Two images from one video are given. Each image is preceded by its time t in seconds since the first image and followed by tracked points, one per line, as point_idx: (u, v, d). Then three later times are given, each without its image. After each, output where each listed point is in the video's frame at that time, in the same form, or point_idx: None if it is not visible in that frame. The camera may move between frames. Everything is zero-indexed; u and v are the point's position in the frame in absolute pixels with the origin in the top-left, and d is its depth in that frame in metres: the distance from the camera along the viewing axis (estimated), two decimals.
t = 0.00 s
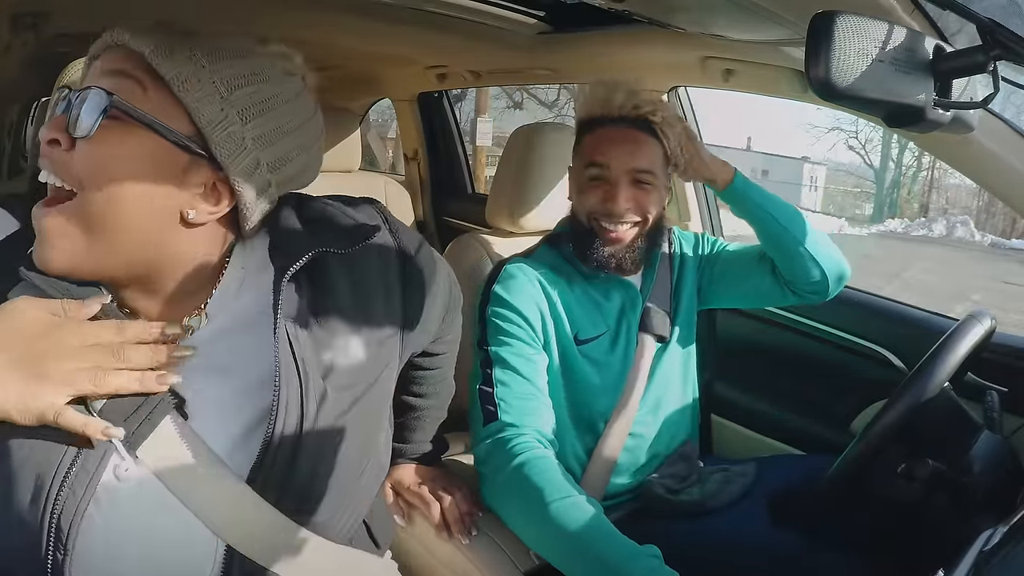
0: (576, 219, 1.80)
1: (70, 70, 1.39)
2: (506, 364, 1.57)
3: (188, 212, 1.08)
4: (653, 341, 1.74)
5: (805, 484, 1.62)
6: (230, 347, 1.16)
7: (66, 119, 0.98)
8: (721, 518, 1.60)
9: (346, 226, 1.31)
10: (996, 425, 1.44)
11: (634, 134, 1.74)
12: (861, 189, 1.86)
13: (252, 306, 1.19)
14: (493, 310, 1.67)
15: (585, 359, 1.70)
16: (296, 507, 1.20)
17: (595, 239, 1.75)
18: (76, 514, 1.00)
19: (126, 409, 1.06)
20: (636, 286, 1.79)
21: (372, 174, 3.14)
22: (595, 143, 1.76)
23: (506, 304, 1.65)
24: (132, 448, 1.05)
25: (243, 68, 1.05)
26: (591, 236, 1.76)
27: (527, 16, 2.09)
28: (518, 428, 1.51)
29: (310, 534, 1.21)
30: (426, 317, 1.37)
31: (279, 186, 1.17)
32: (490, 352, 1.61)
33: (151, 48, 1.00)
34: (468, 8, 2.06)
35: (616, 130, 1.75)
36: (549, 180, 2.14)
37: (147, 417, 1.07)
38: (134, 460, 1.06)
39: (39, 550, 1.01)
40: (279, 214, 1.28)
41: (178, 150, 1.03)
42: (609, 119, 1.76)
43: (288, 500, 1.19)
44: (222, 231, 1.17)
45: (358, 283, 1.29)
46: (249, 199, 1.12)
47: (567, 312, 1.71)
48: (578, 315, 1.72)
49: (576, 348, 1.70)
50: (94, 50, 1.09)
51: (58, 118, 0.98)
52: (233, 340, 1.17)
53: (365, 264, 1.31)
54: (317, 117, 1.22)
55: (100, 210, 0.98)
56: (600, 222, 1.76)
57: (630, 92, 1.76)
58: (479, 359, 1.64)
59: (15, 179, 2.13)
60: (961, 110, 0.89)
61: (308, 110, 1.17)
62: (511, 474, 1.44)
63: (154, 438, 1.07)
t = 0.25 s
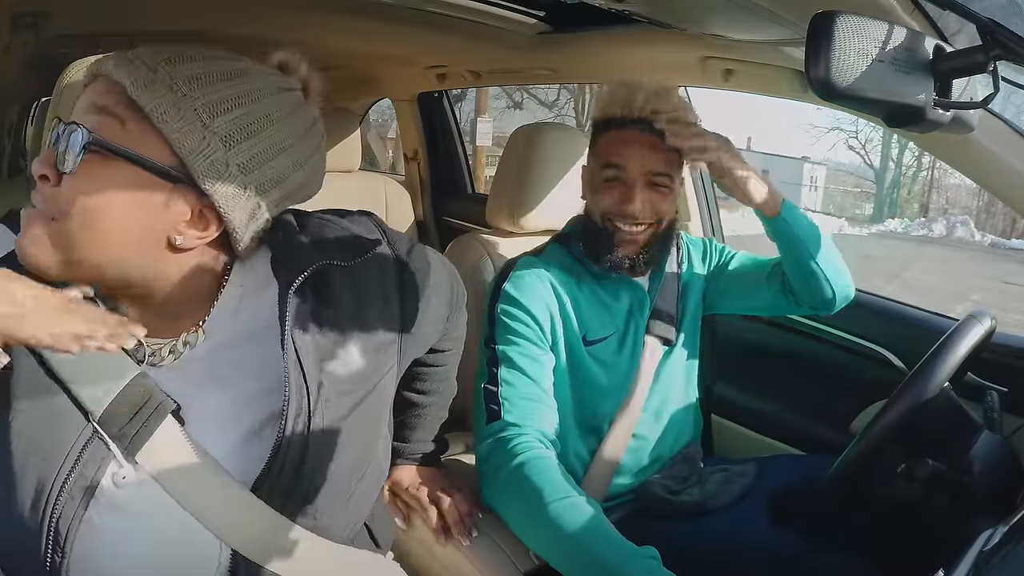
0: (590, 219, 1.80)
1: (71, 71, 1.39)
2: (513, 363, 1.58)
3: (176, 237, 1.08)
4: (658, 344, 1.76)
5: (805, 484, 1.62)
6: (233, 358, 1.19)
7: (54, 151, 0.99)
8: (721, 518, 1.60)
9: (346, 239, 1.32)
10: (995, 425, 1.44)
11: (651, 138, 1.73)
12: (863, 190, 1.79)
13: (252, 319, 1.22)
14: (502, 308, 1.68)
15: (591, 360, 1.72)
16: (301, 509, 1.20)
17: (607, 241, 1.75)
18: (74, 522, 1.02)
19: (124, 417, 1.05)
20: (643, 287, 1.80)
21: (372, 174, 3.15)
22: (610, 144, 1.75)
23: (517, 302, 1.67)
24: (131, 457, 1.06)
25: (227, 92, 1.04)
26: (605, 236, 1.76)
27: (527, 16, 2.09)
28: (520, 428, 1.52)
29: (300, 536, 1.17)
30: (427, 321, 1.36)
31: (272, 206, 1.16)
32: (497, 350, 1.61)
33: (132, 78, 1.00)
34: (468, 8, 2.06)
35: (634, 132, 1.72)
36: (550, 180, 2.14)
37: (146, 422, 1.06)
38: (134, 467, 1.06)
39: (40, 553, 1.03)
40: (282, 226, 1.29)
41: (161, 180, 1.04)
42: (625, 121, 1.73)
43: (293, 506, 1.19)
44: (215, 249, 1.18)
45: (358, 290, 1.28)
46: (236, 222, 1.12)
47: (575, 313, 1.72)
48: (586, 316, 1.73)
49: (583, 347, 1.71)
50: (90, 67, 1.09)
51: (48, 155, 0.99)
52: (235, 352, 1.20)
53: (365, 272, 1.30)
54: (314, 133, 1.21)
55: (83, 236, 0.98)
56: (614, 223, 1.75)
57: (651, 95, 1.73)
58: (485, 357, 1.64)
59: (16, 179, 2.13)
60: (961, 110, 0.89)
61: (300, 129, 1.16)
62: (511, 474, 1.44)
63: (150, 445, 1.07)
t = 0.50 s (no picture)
0: (595, 217, 1.81)
1: (71, 72, 1.39)
2: (517, 362, 1.58)
3: (181, 240, 1.07)
4: (664, 347, 1.78)
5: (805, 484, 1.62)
6: (234, 358, 1.17)
7: (62, 156, 0.99)
8: (721, 518, 1.60)
9: (351, 237, 1.32)
10: (995, 425, 1.45)
11: (657, 136, 1.77)
12: (861, 189, 1.92)
13: (254, 319, 1.20)
14: (509, 306, 1.68)
15: (597, 360, 1.72)
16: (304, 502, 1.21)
17: (613, 237, 1.76)
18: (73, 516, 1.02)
19: (124, 410, 1.06)
20: (652, 292, 1.80)
21: (372, 174, 3.15)
22: (614, 142, 1.78)
23: (523, 300, 1.67)
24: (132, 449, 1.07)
25: (233, 99, 1.04)
26: (610, 234, 1.77)
27: (527, 16, 2.09)
28: (522, 427, 1.52)
29: (288, 539, 1.17)
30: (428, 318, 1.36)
31: (277, 213, 1.16)
32: (502, 348, 1.62)
33: (140, 83, 1.00)
34: (468, 8, 2.06)
35: (640, 130, 1.77)
36: (550, 180, 2.14)
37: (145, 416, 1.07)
38: (134, 460, 1.08)
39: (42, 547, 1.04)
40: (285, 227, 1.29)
41: (168, 184, 1.03)
42: (630, 119, 1.79)
43: (295, 494, 1.20)
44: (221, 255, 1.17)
45: (359, 286, 1.28)
46: (241, 229, 1.11)
47: (582, 312, 1.72)
48: (594, 316, 1.73)
49: (590, 347, 1.71)
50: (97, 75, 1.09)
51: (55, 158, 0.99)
52: (238, 350, 1.18)
53: (366, 268, 1.30)
54: (317, 141, 1.20)
55: (95, 239, 0.97)
56: (619, 220, 1.76)
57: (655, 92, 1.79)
58: (490, 354, 1.66)
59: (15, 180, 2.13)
60: (961, 110, 0.89)
61: (304, 136, 1.16)
62: (511, 473, 1.45)
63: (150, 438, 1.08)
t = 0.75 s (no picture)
0: (599, 215, 1.83)
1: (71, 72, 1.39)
2: (520, 362, 1.59)
3: (176, 241, 1.07)
4: (666, 347, 1.78)
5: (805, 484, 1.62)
6: (232, 357, 1.19)
7: (59, 159, 0.99)
8: (721, 518, 1.60)
9: (347, 237, 1.30)
10: (995, 424, 1.45)
11: (663, 137, 1.80)
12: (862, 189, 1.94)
13: (250, 318, 1.21)
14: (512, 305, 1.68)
15: (599, 361, 1.72)
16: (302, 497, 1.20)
17: (615, 237, 1.78)
18: (71, 514, 1.03)
19: (122, 407, 1.07)
20: (654, 291, 1.81)
21: (372, 174, 3.15)
22: (622, 144, 1.81)
23: (528, 299, 1.67)
24: (130, 444, 1.08)
25: (226, 101, 1.04)
26: (613, 233, 1.79)
27: (527, 16, 2.09)
28: (525, 426, 1.52)
29: (280, 539, 1.16)
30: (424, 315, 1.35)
31: (272, 214, 1.15)
32: (505, 347, 1.62)
33: (134, 87, 1.00)
34: (468, 8, 2.06)
35: (646, 132, 1.80)
36: (550, 180, 2.14)
37: (143, 413, 1.08)
38: (133, 455, 1.09)
39: (41, 542, 1.05)
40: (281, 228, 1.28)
41: (162, 186, 1.03)
42: (636, 120, 1.83)
43: (291, 489, 1.19)
44: (217, 255, 1.16)
45: (353, 283, 1.26)
46: (236, 230, 1.11)
47: (586, 313, 1.73)
48: (597, 317, 1.73)
49: (593, 347, 1.72)
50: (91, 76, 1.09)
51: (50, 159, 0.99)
52: (234, 348, 1.19)
53: (360, 267, 1.28)
54: (312, 141, 1.20)
55: (89, 238, 0.98)
56: (622, 221, 1.79)
57: (663, 93, 1.82)
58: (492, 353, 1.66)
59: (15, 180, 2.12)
60: (961, 110, 0.89)
61: (298, 136, 1.15)
62: (512, 472, 1.45)
63: (149, 433, 1.09)
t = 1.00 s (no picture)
0: (601, 214, 1.84)
1: (72, 72, 1.39)
2: (521, 361, 1.58)
3: (176, 244, 1.07)
4: (668, 348, 1.78)
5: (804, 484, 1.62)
6: (226, 357, 1.18)
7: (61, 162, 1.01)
8: (721, 518, 1.60)
9: (341, 236, 1.29)
10: (996, 425, 1.42)
11: (662, 136, 1.77)
12: (862, 189, 1.98)
13: (243, 318, 1.20)
14: (514, 305, 1.68)
15: (601, 361, 1.72)
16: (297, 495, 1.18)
17: (615, 237, 1.78)
18: (68, 512, 1.04)
19: (118, 409, 1.06)
20: (656, 293, 1.82)
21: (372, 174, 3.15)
22: (622, 144, 1.80)
23: (531, 299, 1.67)
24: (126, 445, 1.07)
25: (226, 107, 1.04)
26: (613, 233, 1.79)
27: (527, 16, 2.09)
28: (526, 426, 1.52)
29: (276, 541, 1.15)
30: (424, 314, 1.34)
31: (270, 218, 1.15)
32: (505, 347, 1.62)
33: (132, 91, 1.00)
34: (468, 8, 2.06)
35: (645, 130, 1.78)
36: (551, 180, 2.14)
37: (139, 420, 1.06)
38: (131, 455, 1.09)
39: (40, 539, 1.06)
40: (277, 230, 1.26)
41: (164, 190, 1.03)
42: (634, 120, 1.80)
43: (286, 491, 1.17)
44: (213, 257, 1.17)
45: (347, 284, 1.25)
46: (235, 234, 1.10)
47: (588, 314, 1.73)
48: (597, 318, 1.74)
49: (594, 346, 1.72)
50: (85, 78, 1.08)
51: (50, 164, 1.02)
52: (228, 349, 1.18)
53: (356, 266, 1.27)
54: (313, 146, 1.20)
55: (91, 241, 0.98)
56: (622, 220, 1.79)
57: (664, 91, 1.78)
58: (494, 352, 1.66)
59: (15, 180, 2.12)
60: (961, 110, 0.89)
61: (300, 142, 1.16)
62: (511, 472, 1.46)
63: (145, 434, 1.09)
